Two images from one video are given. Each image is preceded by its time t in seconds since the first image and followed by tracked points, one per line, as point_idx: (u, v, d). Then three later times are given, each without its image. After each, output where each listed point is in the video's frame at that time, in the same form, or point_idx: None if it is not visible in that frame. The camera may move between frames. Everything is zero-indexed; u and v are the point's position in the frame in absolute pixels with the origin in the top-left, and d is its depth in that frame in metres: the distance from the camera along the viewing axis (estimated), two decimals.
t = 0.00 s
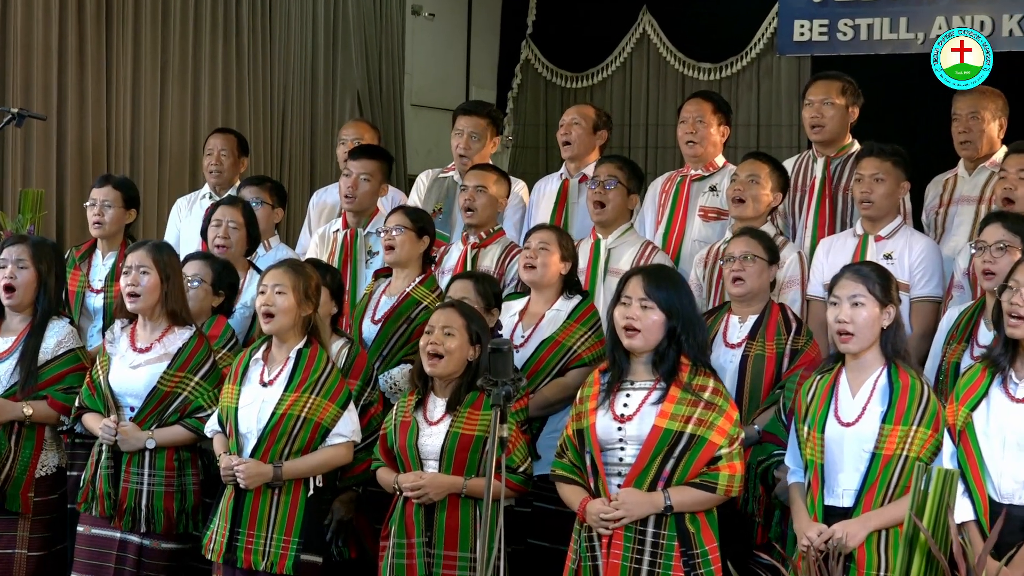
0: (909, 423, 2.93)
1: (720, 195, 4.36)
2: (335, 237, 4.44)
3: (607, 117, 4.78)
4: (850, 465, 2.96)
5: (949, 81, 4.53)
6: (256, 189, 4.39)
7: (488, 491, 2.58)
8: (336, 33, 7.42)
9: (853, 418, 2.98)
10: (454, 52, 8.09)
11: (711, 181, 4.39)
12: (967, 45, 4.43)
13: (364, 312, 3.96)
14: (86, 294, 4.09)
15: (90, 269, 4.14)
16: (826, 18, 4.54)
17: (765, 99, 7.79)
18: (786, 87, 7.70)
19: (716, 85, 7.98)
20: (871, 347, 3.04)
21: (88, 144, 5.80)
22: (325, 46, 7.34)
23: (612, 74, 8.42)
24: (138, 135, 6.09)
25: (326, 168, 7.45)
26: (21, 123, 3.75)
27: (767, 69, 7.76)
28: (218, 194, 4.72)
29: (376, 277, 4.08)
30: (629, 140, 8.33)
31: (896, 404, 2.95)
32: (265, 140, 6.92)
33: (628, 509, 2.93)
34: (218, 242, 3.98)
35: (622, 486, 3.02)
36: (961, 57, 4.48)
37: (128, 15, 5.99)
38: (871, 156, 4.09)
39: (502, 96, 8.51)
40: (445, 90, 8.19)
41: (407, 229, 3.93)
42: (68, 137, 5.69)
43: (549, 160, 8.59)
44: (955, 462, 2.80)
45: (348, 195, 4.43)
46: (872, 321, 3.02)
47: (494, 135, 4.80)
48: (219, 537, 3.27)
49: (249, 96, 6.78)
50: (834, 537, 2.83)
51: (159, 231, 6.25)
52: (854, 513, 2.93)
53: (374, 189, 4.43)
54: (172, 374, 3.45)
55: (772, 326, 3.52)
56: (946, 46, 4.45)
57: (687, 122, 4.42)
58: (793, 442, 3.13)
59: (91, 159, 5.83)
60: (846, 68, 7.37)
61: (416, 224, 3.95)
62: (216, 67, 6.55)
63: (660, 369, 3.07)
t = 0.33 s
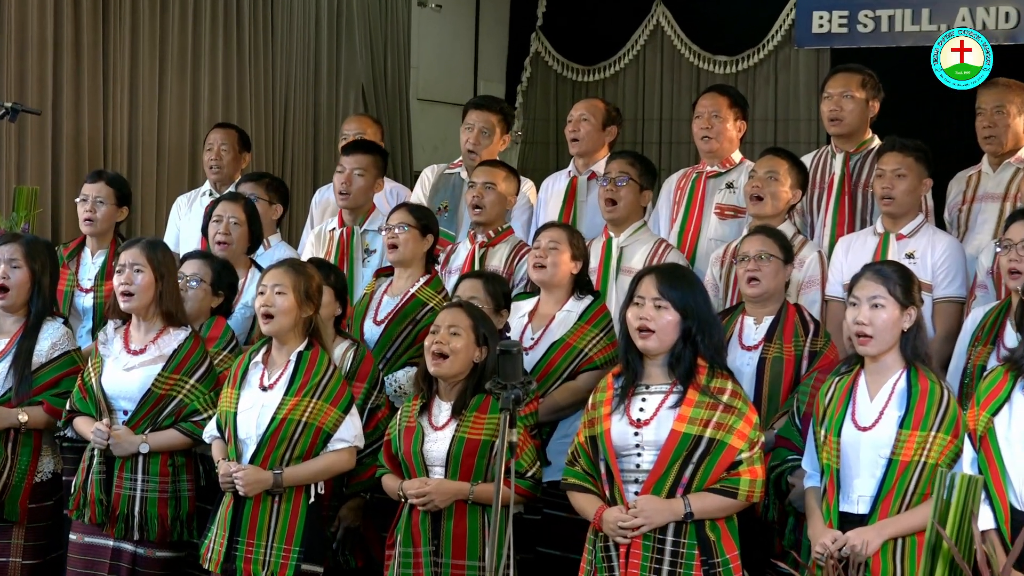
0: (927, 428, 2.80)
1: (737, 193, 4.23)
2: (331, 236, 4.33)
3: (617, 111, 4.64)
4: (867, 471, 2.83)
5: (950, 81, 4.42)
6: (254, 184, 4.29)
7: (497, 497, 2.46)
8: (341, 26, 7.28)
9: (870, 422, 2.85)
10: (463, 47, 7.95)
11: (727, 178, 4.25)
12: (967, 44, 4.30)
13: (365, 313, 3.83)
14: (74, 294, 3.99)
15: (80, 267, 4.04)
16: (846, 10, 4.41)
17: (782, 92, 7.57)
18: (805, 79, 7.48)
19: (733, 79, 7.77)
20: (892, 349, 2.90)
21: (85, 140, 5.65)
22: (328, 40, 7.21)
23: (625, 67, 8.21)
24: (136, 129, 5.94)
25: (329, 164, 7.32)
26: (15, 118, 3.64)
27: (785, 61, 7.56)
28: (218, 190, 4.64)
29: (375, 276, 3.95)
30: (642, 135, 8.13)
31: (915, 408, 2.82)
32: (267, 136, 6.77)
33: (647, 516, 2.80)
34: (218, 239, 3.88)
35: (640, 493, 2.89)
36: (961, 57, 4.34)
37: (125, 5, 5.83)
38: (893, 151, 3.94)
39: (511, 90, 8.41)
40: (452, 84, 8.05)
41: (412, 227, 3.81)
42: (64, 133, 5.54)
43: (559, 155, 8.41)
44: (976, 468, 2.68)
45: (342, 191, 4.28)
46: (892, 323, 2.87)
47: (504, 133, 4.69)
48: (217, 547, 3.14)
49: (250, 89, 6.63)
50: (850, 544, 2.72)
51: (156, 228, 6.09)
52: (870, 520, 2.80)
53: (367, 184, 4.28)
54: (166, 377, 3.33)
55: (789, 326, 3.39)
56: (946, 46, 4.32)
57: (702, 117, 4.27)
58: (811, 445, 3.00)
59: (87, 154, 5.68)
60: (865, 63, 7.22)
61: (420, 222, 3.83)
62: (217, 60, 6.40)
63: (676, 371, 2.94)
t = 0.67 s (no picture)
0: (946, 433, 2.67)
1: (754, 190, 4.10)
2: (329, 235, 4.21)
3: (631, 106, 4.51)
4: (883, 478, 2.71)
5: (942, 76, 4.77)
6: (255, 181, 4.18)
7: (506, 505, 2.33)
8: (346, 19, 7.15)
9: (887, 427, 2.73)
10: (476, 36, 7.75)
11: (744, 174, 4.12)
12: (964, 48, 5.11)
13: (365, 313, 3.71)
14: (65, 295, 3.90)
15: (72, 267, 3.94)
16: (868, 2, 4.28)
17: (801, 86, 7.43)
18: (824, 76, 7.35)
19: (750, 72, 7.60)
20: (910, 352, 2.78)
21: (82, 137, 5.55)
22: (333, 31, 7.06)
23: (639, 59, 8.00)
24: (134, 126, 5.84)
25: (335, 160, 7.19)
26: (10, 112, 3.54)
27: (805, 55, 7.40)
28: (220, 186, 4.54)
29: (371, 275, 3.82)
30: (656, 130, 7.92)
31: (933, 412, 2.70)
32: (270, 132, 6.65)
33: (661, 523, 2.69)
34: (217, 237, 3.78)
35: (653, 501, 2.76)
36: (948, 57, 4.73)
37: None
38: (916, 147, 3.80)
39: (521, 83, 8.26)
40: (460, 77, 7.90)
41: (412, 225, 3.69)
42: (60, 129, 5.45)
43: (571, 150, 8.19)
44: (1000, 476, 2.58)
45: (336, 187, 4.16)
46: (912, 325, 2.76)
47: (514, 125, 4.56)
48: (215, 556, 3.02)
49: (253, 84, 6.51)
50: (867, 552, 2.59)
51: (156, 227, 5.98)
52: (887, 528, 2.68)
53: (361, 179, 4.16)
54: (164, 381, 3.22)
55: (813, 327, 3.26)
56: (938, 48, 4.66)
57: (718, 111, 4.16)
58: (825, 450, 2.88)
59: (84, 151, 5.58)
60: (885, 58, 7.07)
61: (420, 220, 3.71)
62: (218, 54, 6.29)
63: (689, 374, 2.81)
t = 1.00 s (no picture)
0: (963, 438, 2.62)
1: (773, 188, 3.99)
2: (334, 234, 4.10)
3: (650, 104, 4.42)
4: (897, 483, 2.66)
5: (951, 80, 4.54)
6: (262, 180, 4.09)
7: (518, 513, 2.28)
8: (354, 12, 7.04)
9: (902, 431, 2.68)
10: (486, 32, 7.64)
11: (763, 172, 4.02)
12: (967, 45, 4.40)
13: (370, 316, 3.62)
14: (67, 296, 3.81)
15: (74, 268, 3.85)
16: None
17: (821, 81, 7.30)
18: (844, 71, 7.22)
19: (768, 67, 7.48)
20: (925, 354, 2.73)
21: (84, 134, 5.48)
22: (341, 25, 6.96)
23: (655, 54, 7.91)
24: (138, 123, 5.76)
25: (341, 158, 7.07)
26: (10, 109, 3.46)
27: (824, 49, 7.28)
28: (227, 184, 4.46)
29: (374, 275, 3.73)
30: (672, 127, 7.82)
31: (949, 416, 2.64)
32: (277, 129, 6.57)
33: (669, 530, 2.62)
34: (223, 231, 3.70)
35: (663, 506, 2.69)
36: (962, 57, 4.44)
37: None
38: (939, 145, 3.69)
39: (534, 75, 8.08)
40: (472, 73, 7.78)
41: (415, 224, 3.60)
42: (62, 127, 5.38)
43: (585, 147, 8.15)
44: None
45: (339, 186, 4.07)
46: (927, 327, 2.70)
47: (529, 118, 4.46)
48: (219, 561, 2.93)
49: (259, 80, 6.42)
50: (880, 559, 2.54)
51: (161, 226, 5.91)
52: (902, 534, 2.63)
53: (365, 175, 4.07)
54: (167, 385, 3.13)
55: (841, 329, 3.17)
56: (946, 46, 4.42)
57: (735, 107, 4.06)
58: (839, 452, 2.82)
59: (86, 150, 5.50)
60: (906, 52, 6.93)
61: (423, 218, 3.63)
62: (223, 50, 6.20)
63: (705, 377, 2.73)
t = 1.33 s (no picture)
0: (971, 439, 2.65)
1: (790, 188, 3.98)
2: (353, 233, 4.09)
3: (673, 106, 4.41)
4: (905, 484, 2.69)
5: (950, 82, 4.30)
6: (275, 180, 4.08)
7: (534, 517, 2.32)
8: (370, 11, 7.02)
9: (910, 432, 2.71)
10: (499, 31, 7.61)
11: (780, 172, 4.00)
12: (967, 45, 4.24)
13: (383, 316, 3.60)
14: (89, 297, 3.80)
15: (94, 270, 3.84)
16: None
17: (837, 81, 7.27)
18: (860, 70, 7.18)
19: (784, 67, 7.45)
20: (935, 354, 2.76)
21: (99, 134, 5.48)
22: (357, 23, 6.94)
23: (670, 54, 7.88)
24: (152, 122, 5.75)
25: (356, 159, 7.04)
26: (25, 110, 3.44)
27: (840, 49, 7.24)
28: (241, 185, 4.46)
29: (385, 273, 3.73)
30: (688, 126, 7.77)
31: (958, 417, 2.67)
32: (292, 129, 6.54)
33: (676, 532, 2.67)
34: (238, 234, 3.70)
35: (672, 506, 2.76)
36: (962, 57, 4.27)
37: None
38: (957, 144, 3.67)
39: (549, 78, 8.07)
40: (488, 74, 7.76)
41: (427, 224, 3.59)
42: (77, 127, 5.37)
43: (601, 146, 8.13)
44: None
45: (358, 184, 4.07)
46: (938, 327, 2.73)
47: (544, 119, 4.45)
48: (238, 564, 2.91)
49: (274, 80, 6.41)
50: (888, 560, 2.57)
51: (175, 226, 5.89)
52: (909, 535, 2.66)
53: (384, 174, 4.07)
54: (185, 386, 3.12)
55: (865, 329, 3.16)
56: (946, 46, 4.24)
57: (753, 107, 4.04)
58: (846, 452, 2.87)
59: (101, 150, 5.50)
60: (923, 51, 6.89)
61: (434, 218, 3.61)
62: (237, 49, 6.19)
63: (719, 378, 2.79)
